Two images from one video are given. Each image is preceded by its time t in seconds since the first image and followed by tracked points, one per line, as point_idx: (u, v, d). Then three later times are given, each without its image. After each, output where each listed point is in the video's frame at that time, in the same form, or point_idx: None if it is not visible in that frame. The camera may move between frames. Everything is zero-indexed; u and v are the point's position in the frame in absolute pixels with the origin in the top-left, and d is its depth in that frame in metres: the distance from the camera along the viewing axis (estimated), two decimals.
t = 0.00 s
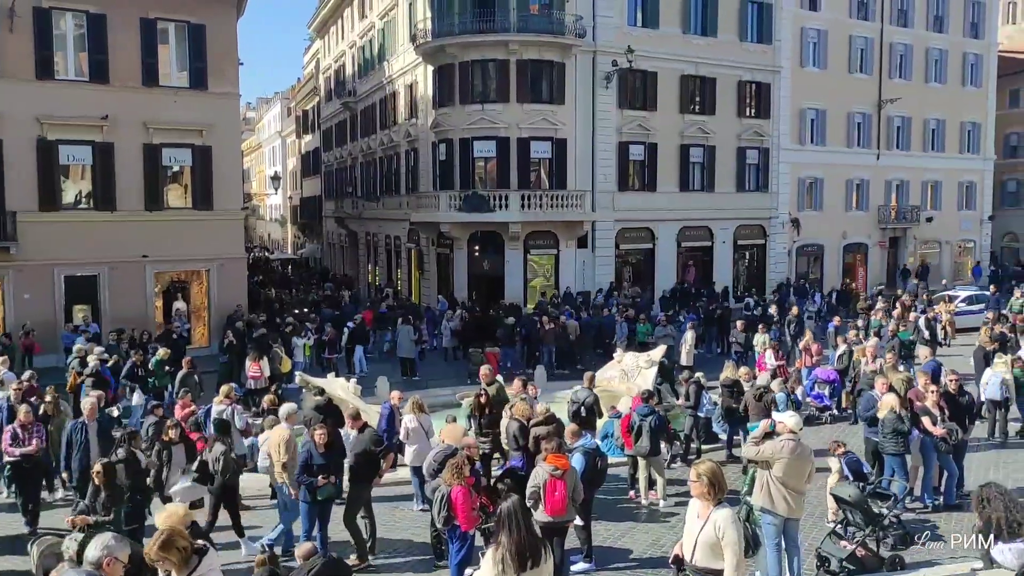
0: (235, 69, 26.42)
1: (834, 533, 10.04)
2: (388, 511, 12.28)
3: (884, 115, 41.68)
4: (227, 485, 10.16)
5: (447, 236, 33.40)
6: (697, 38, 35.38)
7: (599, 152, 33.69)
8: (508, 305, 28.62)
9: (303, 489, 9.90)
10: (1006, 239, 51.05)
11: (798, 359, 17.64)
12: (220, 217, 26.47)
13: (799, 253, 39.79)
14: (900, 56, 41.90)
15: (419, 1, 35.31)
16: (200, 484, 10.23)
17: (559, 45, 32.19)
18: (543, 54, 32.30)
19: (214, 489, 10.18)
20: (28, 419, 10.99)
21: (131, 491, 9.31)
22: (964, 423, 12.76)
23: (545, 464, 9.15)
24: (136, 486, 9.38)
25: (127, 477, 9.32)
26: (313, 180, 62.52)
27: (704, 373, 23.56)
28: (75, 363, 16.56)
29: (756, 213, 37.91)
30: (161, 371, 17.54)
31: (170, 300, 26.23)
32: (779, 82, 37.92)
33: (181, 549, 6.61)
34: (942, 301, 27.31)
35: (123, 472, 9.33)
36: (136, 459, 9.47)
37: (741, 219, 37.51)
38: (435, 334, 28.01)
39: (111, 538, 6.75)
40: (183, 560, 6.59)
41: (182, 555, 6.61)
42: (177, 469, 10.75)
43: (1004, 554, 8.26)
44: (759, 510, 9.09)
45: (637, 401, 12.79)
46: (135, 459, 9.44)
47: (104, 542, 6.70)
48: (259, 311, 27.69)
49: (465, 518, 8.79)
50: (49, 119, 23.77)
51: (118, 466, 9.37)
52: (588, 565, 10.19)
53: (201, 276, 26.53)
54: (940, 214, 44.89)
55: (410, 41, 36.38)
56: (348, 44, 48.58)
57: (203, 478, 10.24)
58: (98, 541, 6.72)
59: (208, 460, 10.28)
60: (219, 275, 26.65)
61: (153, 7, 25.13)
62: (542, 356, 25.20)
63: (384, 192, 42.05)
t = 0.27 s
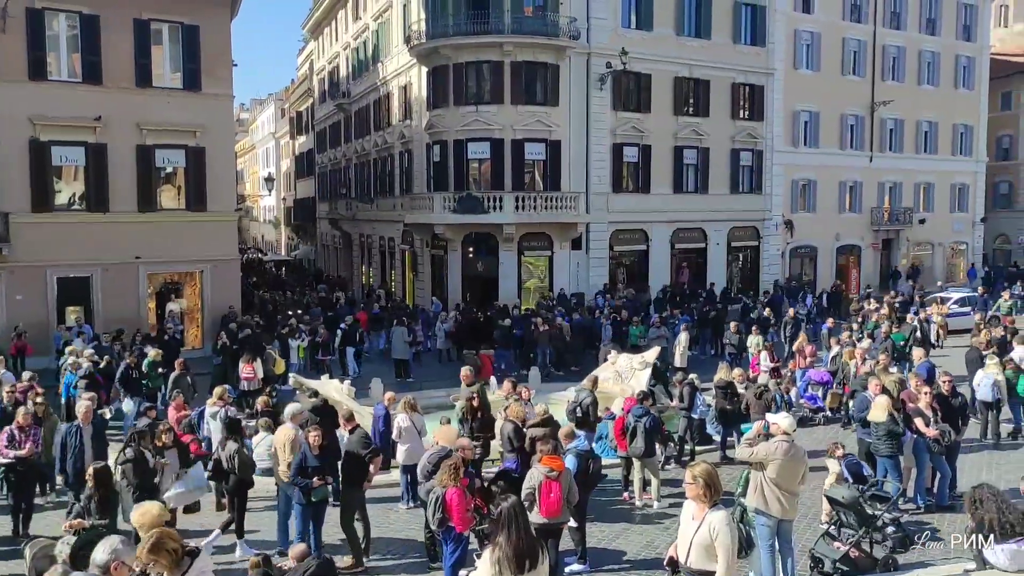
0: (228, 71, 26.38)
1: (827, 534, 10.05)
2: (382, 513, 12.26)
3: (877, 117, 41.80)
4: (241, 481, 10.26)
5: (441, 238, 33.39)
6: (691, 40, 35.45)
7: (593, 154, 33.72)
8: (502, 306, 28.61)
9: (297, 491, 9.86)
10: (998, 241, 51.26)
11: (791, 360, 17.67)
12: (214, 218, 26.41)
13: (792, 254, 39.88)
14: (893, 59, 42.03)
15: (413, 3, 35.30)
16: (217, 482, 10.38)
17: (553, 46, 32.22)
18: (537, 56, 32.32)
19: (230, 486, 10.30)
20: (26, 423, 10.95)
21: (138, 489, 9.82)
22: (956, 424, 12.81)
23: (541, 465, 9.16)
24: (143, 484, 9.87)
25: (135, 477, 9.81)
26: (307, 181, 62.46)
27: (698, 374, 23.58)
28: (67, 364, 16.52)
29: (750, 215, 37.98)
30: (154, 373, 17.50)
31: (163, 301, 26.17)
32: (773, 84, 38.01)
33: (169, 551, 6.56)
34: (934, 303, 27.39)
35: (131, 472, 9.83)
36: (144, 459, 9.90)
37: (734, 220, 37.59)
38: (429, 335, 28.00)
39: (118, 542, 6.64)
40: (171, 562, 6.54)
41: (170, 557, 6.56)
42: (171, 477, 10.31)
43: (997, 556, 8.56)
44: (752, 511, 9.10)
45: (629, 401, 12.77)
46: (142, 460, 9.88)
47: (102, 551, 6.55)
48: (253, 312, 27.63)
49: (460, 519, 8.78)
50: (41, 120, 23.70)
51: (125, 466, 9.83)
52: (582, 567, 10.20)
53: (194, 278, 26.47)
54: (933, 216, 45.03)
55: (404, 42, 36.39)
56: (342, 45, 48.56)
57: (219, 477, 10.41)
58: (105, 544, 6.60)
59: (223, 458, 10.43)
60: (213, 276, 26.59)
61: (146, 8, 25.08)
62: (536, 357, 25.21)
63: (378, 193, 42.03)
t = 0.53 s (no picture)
0: (222, 72, 26.34)
1: (821, 535, 10.06)
2: (375, 514, 12.24)
3: (870, 119, 41.92)
4: (246, 480, 10.33)
5: (435, 239, 33.37)
6: (684, 42, 35.50)
7: (587, 156, 33.75)
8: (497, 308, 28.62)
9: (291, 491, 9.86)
10: (990, 243, 51.43)
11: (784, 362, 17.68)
12: (207, 220, 26.36)
13: (785, 256, 39.96)
14: (885, 61, 42.16)
15: (407, 5, 35.31)
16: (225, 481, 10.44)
17: (547, 48, 32.26)
18: (531, 57, 32.34)
19: (236, 485, 10.36)
20: (20, 427, 10.85)
21: (147, 490, 9.67)
22: (949, 426, 12.86)
23: (535, 465, 9.19)
24: (152, 486, 9.73)
25: (144, 479, 9.67)
26: (300, 183, 62.38)
27: (692, 376, 23.61)
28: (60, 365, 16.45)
29: (743, 216, 38.06)
30: (147, 374, 17.44)
31: (156, 303, 26.08)
32: (766, 86, 38.09)
33: (159, 551, 6.58)
34: (927, 305, 27.48)
35: (139, 475, 9.68)
36: (152, 461, 9.81)
37: (728, 222, 37.65)
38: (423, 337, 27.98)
39: (126, 543, 6.39)
40: (158, 563, 6.53)
41: (160, 559, 6.56)
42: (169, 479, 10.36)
43: (991, 557, 8.80)
44: (746, 513, 9.12)
45: (624, 401, 12.75)
46: (151, 462, 9.78)
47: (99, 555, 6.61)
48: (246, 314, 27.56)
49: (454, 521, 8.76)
50: (34, 121, 23.63)
51: (134, 468, 9.69)
52: (577, 568, 10.18)
53: (187, 279, 26.41)
54: (925, 218, 45.16)
55: (398, 44, 36.39)
56: (336, 46, 48.52)
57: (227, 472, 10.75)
58: (114, 545, 6.35)
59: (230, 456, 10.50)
60: (206, 278, 26.53)
61: (139, 8, 25.01)
62: (530, 359, 25.23)
63: (372, 195, 41.99)
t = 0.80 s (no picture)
0: (214, 73, 26.29)
1: (813, 535, 10.09)
2: (368, 516, 12.21)
3: (862, 121, 42.05)
4: (256, 481, 10.27)
5: (428, 240, 33.35)
6: (677, 44, 35.57)
7: (580, 157, 33.78)
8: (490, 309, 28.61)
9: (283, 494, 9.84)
10: (981, 244, 51.63)
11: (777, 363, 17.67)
12: (199, 221, 26.29)
13: (778, 257, 40.05)
14: (877, 63, 42.30)
15: (400, 6, 35.31)
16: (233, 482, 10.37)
17: (540, 49, 32.28)
18: (524, 59, 32.36)
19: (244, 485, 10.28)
20: (7, 431, 10.65)
21: (165, 491, 9.74)
22: (940, 426, 12.90)
23: (529, 466, 9.20)
24: (169, 487, 9.79)
25: (161, 480, 9.74)
26: (293, 184, 62.26)
27: (685, 377, 23.64)
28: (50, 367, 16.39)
29: (735, 218, 38.14)
30: (139, 377, 17.39)
31: (147, 305, 26.01)
32: (758, 88, 38.19)
33: (147, 552, 6.53)
34: (919, 305, 27.56)
35: (156, 475, 9.74)
36: (168, 461, 9.83)
37: (720, 223, 37.72)
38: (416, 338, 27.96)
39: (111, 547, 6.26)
40: (147, 564, 6.49)
41: (149, 560, 6.52)
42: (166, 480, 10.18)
43: (982, 557, 8.82)
44: (738, 513, 9.13)
45: (621, 402, 12.79)
46: (168, 463, 9.80)
47: (92, 556, 6.65)
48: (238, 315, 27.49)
49: (447, 521, 8.76)
50: (25, 122, 23.55)
51: (151, 469, 9.72)
52: (570, 570, 10.16)
53: (179, 281, 26.34)
54: (917, 219, 45.32)
55: (391, 45, 36.36)
56: (329, 47, 48.46)
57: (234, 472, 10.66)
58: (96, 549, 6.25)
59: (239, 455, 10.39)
60: (198, 279, 26.46)
61: (131, 8, 24.95)
62: (524, 360, 25.23)
63: (365, 196, 41.95)
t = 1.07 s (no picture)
0: (205, 73, 26.23)
1: (804, 536, 10.11)
2: (360, 517, 12.20)
3: (853, 122, 42.19)
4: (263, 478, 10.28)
5: (420, 241, 33.32)
6: (668, 45, 35.63)
7: (572, 158, 33.80)
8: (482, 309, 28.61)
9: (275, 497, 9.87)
10: (971, 245, 51.85)
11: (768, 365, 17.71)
12: (190, 221, 26.21)
13: (769, 258, 40.13)
14: (868, 64, 42.46)
15: (392, 6, 35.29)
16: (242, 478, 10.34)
17: (532, 50, 32.30)
18: (516, 59, 32.36)
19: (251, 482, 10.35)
20: None
21: (172, 491, 9.83)
22: (931, 426, 12.94)
23: (519, 467, 9.18)
24: (176, 487, 9.89)
25: (170, 478, 9.81)
26: (284, 185, 62.13)
27: (676, 378, 23.67)
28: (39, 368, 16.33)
29: (727, 218, 38.22)
30: (130, 378, 17.33)
31: (138, 305, 25.92)
32: (750, 89, 38.28)
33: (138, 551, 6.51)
34: (910, 306, 27.64)
35: (165, 474, 9.81)
36: (177, 460, 9.92)
37: (712, 224, 37.79)
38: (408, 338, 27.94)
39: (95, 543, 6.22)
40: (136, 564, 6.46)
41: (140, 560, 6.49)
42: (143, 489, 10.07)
43: (972, 557, 8.89)
44: (730, 514, 9.14)
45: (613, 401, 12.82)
46: (178, 461, 9.90)
47: (63, 556, 6.66)
48: (230, 315, 27.42)
49: (438, 522, 8.74)
50: (15, 121, 23.45)
51: (160, 467, 9.80)
52: (562, 571, 10.12)
53: (170, 281, 26.27)
54: (908, 220, 45.48)
55: (383, 45, 36.33)
56: (321, 47, 48.38)
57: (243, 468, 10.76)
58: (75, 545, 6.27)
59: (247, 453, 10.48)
60: (189, 279, 26.39)
61: (122, 8, 24.86)
62: (516, 360, 25.27)
63: (357, 197, 41.89)
